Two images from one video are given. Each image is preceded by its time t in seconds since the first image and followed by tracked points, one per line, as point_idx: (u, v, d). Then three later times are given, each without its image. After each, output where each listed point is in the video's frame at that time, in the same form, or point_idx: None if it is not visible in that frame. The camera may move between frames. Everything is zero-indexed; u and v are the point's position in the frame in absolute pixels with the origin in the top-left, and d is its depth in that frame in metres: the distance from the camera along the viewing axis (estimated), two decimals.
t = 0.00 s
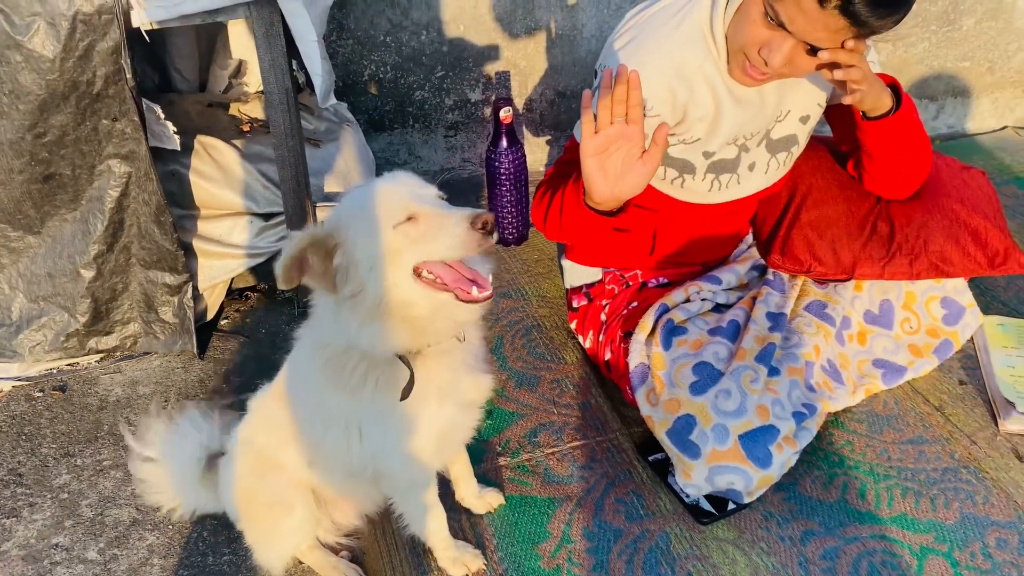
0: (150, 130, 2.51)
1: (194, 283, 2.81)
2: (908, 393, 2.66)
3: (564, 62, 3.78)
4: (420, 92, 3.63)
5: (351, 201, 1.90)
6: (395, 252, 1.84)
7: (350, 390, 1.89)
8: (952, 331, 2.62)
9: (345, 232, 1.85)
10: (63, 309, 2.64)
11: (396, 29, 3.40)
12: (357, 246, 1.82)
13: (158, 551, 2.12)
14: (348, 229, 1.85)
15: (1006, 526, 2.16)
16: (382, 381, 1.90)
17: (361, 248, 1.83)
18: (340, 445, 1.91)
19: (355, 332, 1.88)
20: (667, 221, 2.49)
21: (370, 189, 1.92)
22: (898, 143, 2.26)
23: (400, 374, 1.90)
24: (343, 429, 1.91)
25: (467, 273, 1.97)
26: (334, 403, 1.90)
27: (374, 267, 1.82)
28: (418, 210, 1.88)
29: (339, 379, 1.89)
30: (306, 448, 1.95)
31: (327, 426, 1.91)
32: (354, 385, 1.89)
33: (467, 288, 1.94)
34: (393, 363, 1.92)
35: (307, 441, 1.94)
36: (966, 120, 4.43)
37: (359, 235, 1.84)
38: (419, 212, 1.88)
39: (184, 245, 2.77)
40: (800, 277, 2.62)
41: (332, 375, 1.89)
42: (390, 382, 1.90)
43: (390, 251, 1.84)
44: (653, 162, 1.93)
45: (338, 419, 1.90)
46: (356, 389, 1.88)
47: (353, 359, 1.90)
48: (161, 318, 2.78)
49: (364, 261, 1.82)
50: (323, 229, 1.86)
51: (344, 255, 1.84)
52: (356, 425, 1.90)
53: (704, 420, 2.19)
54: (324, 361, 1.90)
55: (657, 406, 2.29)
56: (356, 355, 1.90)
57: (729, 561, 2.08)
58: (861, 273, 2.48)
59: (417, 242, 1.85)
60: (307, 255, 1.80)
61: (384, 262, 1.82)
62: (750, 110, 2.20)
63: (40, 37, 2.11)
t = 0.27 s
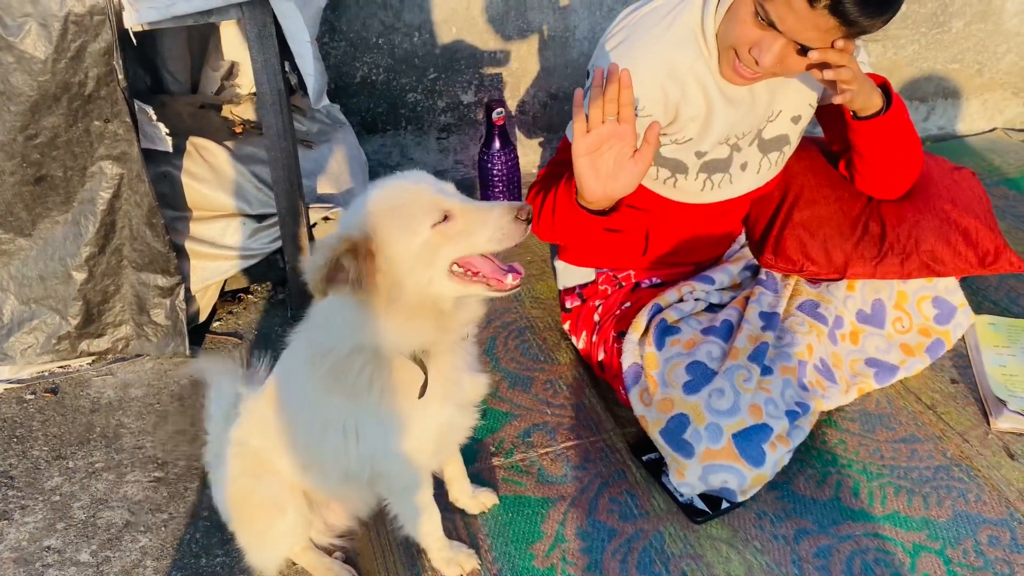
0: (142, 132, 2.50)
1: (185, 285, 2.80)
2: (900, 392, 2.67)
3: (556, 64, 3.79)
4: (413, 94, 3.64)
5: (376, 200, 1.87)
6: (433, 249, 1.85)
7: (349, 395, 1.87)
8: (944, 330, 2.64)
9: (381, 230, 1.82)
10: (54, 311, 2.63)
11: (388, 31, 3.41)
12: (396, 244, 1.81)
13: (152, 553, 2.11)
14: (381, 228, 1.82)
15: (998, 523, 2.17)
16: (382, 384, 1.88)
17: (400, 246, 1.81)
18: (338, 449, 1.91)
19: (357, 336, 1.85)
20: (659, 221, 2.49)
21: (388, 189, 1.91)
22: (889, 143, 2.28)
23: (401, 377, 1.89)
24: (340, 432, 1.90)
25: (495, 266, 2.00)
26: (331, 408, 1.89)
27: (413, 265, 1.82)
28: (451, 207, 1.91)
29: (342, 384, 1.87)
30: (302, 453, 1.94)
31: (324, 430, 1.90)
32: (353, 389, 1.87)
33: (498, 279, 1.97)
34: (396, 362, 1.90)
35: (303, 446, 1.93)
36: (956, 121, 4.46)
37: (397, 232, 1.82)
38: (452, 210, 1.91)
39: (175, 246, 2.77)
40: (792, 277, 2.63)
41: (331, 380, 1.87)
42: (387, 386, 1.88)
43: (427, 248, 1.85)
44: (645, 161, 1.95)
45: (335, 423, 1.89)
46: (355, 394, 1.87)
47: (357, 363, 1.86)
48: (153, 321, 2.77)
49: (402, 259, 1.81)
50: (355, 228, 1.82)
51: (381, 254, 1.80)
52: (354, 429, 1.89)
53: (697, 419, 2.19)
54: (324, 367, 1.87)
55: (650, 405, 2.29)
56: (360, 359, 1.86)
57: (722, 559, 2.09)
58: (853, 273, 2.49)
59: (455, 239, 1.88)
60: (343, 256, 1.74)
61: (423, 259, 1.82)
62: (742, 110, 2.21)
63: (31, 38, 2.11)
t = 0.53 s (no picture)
0: (139, 138, 2.50)
1: (182, 291, 2.80)
2: (896, 396, 2.67)
3: (553, 69, 3.80)
4: (410, 99, 3.64)
5: (400, 204, 1.89)
6: (459, 252, 1.94)
7: (352, 407, 1.86)
8: (940, 335, 2.65)
9: (413, 233, 1.85)
10: (51, 317, 2.62)
11: (385, 36, 3.42)
12: (428, 247, 1.85)
13: (148, 560, 2.11)
14: (411, 231, 1.85)
15: (994, 528, 2.18)
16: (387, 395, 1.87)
17: (430, 248, 1.86)
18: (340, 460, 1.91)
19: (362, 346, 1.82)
20: (655, 227, 2.50)
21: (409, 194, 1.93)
22: (884, 149, 2.29)
23: (406, 386, 1.89)
24: (342, 443, 1.90)
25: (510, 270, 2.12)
26: (333, 420, 1.87)
27: (443, 268, 1.89)
28: (473, 212, 2.00)
29: (346, 396, 1.85)
30: (302, 464, 1.93)
31: (326, 442, 1.89)
32: (356, 401, 1.86)
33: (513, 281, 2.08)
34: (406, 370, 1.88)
35: (304, 458, 1.92)
36: (951, 126, 4.48)
37: (428, 236, 1.86)
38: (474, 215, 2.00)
39: (173, 251, 2.77)
40: (788, 282, 2.64)
41: (334, 392, 1.85)
42: (391, 397, 1.87)
43: (453, 251, 1.92)
44: (641, 167, 1.98)
45: (337, 435, 1.89)
46: (358, 405, 1.86)
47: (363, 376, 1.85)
48: (150, 326, 2.77)
49: (433, 262, 1.86)
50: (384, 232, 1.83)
51: (414, 258, 1.82)
52: (357, 440, 1.89)
53: (694, 424, 2.19)
54: (327, 381, 1.85)
55: (647, 410, 2.29)
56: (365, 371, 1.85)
57: (720, 564, 2.09)
58: (849, 278, 2.50)
59: (478, 243, 1.98)
60: (374, 262, 1.72)
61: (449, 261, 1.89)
62: (737, 117, 2.23)
63: (29, 44, 2.11)
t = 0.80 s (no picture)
0: (142, 142, 2.50)
1: (185, 296, 2.81)
2: (899, 400, 2.67)
3: (555, 74, 3.81)
4: (412, 104, 3.65)
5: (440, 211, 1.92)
6: (499, 257, 2.01)
7: (377, 425, 1.84)
8: (942, 339, 2.65)
9: (463, 238, 1.88)
10: (54, 322, 2.62)
11: (388, 41, 3.42)
12: (478, 251, 1.91)
13: (152, 565, 2.11)
14: (457, 238, 1.88)
15: (998, 533, 2.18)
16: (415, 409, 1.85)
17: (480, 252, 1.92)
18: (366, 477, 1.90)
19: (388, 365, 1.79)
20: (658, 231, 2.50)
21: (446, 203, 1.97)
22: (886, 153, 2.29)
23: (431, 399, 1.86)
24: (367, 461, 1.88)
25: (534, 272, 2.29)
26: (358, 440, 1.85)
27: (486, 272, 1.97)
28: (508, 217, 2.07)
29: (373, 415, 1.82)
30: (324, 485, 1.90)
31: (352, 461, 1.88)
32: (384, 421, 1.84)
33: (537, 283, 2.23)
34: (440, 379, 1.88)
35: (329, 479, 1.89)
36: (952, 130, 4.49)
37: (475, 241, 1.92)
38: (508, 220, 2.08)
39: (176, 257, 2.77)
40: (791, 286, 2.64)
41: (359, 414, 1.82)
42: (417, 411, 1.86)
43: (494, 256, 2.00)
44: (645, 170, 2.01)
45: (362, 453, 1.87)
46: (384, 423, 1.83)
47: (391, 391, 1.81)
48: (153, 331, 2.77)
49: (479, 266, 1.93)
50: (435, 236, 1.85)
51: (467, 262, 1.86)
52: (383, 456, 1.88)
53: (698, 429, 2.20)
54: (353, 403, 1.80)
55: (652, 415, 2.29)
56: (391, 388, 1.81)
57: (724, 570, 2.09)
58: (852, 282, 2.50)
59: (513, 249, 2.06)
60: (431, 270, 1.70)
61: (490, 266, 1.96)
62: (740, 122, 2.23)
63: (32, 50, 2.11)
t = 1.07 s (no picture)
0: (147, 145, 2.52)
1: (189, 297, 2.82)
2: (904, 402, 2.67)
3: (559, 76, 3.82)
4: (415, 106, 3.66)
5: (441, 206, 1.98)
6: (502, 249, 2.08)
7: (388, 418, 1.91)
8: (947, 340, 2.64)
9: (467, 233, 1.95)
10: (59, 324, 2.63)
11: (392, 43, 3.42)
12: (482, 244, 1.98)
13: (158, 566, 2.12)
14: (460, 232, 1.94)
15: (1004, 534, 2.17)
16: (425, 397, 1.93)
17: (483, 245, 1.99)
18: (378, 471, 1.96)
19: (396, 358, 1.88)
20: (662, 232, 2.50)
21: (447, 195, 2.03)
22: (890, 154, 2.29)
23: (438, 388, 1.95)
24: (380, 454, 1.95)
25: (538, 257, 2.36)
26: (371, 436, 1.92)
27: (490, 263, 2.03)
28: (509, 211, 2.13)
29: (385, 407, 1.90)
30: (338, 481, 1.97)
31: (366, 456, 1.95)
32: (396, 414, 1.91)
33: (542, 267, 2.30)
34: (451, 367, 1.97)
35: (345, 476, 1.96)
36: (956, 131, 4.50)
37: (478, 234, 1.98)
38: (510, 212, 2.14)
39: (182, 259, 2.78)
40: (796, 288, 2.64)
41: (370, 407, 1.89)
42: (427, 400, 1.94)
43: (497, 248, 2.06)
44: (662, 153, 1.99)
45: (375, 447, 1.94)
46: (396, 415, 1.91)
47: (400, 383, 1.90)
48: (158, 332, 2.78)
49: (483, 258, 1.99)
50: (439, 230, 1.91)
51: (472, 255, 1.92)
52: (395, 449, 1.94)
53: (703, 430, 2.20)
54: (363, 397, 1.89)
55: (656, 416, 2.29)
56: (400, 381, 1.90)
57: (729, 571, 2.08)
58: (856, 283, 2.49)
59: (516, 239, 2.13)
60: (434, 266, 1.75)
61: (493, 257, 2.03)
62: (745, 121, 2.23)
63: (39, 52, 2.12)
